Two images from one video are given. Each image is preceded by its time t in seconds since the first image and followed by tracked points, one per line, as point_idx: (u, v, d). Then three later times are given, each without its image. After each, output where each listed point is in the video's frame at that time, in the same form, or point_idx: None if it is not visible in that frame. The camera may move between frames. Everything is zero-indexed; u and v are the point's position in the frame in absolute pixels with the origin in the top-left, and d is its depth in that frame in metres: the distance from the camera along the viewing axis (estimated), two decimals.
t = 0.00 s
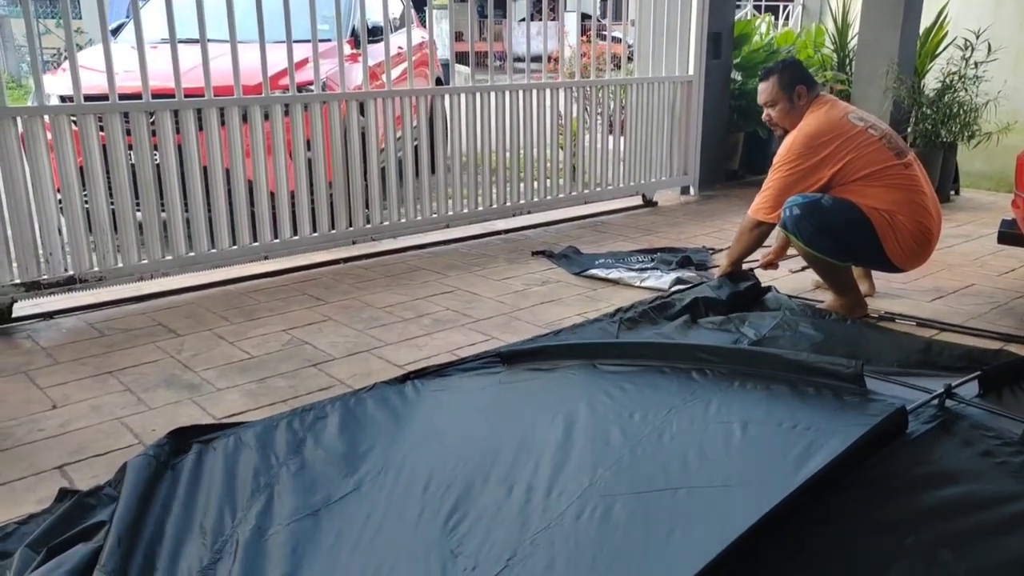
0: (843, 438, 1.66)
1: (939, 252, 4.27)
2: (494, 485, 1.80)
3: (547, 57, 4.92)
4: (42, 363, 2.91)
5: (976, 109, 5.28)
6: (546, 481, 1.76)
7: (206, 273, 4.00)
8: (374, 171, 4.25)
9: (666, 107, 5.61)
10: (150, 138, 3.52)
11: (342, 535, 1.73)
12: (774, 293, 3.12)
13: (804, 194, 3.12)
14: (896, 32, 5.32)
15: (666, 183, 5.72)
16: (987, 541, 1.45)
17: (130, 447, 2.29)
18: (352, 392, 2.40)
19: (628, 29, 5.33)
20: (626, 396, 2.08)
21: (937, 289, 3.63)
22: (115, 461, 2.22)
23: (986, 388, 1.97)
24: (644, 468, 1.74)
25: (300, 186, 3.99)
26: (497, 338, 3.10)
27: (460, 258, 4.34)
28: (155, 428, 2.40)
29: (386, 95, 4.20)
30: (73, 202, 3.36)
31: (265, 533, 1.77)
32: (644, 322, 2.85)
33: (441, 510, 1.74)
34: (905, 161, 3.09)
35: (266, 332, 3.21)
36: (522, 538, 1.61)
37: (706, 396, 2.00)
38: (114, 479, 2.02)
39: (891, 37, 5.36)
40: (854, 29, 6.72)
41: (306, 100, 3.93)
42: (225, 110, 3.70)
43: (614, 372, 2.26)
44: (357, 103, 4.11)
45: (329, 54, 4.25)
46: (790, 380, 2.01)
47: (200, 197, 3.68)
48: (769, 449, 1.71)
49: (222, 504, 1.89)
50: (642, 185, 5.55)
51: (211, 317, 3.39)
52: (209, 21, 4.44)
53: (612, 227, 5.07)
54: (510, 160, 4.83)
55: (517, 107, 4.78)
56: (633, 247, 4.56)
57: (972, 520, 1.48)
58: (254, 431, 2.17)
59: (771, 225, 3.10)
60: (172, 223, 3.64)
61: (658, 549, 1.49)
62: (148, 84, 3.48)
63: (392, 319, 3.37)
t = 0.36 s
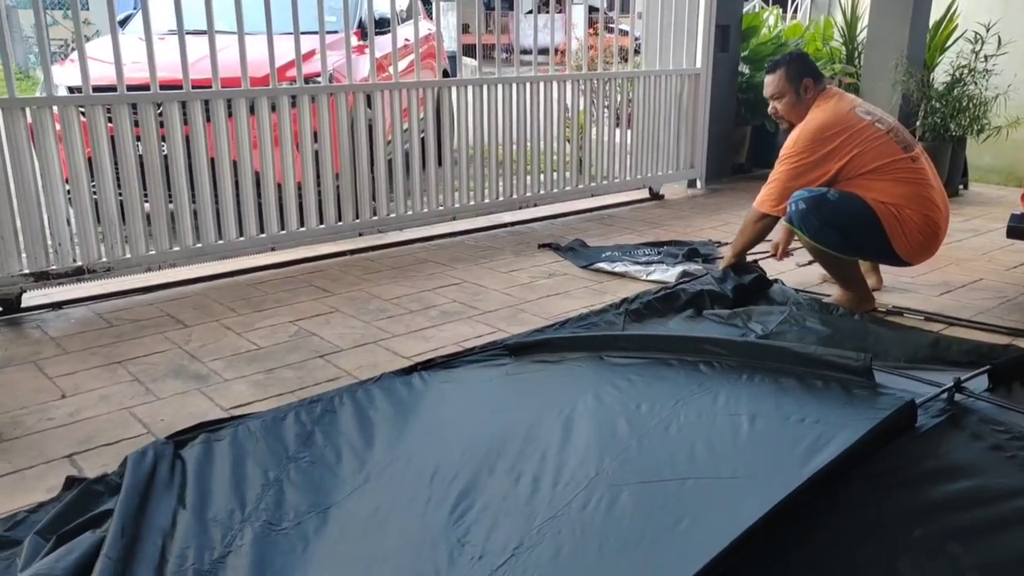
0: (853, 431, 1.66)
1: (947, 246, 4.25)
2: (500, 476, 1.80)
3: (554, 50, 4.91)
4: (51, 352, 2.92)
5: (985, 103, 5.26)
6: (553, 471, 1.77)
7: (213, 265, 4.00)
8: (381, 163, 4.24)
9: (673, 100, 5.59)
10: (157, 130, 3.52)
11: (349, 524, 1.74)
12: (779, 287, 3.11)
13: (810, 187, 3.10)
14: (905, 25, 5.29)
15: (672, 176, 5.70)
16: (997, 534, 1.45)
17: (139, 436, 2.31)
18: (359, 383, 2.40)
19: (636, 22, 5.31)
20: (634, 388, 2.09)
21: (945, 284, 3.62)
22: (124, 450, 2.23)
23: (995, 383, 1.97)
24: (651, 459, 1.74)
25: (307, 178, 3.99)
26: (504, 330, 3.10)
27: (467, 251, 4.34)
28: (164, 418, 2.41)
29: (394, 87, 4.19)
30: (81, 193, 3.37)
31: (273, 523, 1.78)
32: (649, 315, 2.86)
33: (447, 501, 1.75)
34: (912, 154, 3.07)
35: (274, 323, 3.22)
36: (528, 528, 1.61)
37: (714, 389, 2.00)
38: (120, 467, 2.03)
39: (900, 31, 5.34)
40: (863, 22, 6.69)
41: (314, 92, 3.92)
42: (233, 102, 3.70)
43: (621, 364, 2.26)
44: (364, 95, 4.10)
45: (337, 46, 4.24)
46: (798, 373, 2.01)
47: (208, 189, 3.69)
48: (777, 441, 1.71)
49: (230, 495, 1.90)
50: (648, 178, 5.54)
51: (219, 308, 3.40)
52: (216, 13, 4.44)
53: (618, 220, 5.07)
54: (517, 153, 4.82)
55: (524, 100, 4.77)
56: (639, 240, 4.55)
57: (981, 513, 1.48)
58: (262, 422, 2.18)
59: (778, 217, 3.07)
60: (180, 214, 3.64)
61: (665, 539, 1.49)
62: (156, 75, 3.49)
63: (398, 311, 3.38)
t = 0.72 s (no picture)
0: (871, 424, 1.65)
1: (967, 241, 4.22)
2: (516, 466, 1.81)
3: (572, 41, 4.89)
4: (71, 339, 2.95)
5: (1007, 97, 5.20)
6: (569, 461, 1.77)
7: (229, 254, 4.02)
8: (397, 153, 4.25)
9: (691, 93, 5.56)
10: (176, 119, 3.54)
11: (365, 512, 1.75)
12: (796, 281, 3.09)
13: (830, 180, 3.08)
14: (927, 17, 5.25)
15: (689, 169, 5.68)
16: (1016, 529, 1.44)
17: (157, 423, 2.32)
18: (376, 371, 2.41)
19: (653, 14, 5.29)
20: (650, 379, 2.08)
21: (964, 279, 3.58)
22: (143, 436, 2.25)
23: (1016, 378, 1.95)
24: (667, 450, 1.74)
25: (323, 168, 4.00)
26: (519, 322, 3.10)
27: (482, 242, 4.34)
28: (181, 405, 2.43)
29: (411, 77, 4.19)
30: (100, 181, 3.39)
31: (290, 511, 1.79)
32: (667, 304, 2.83)
33: (463, 490, 1.75)
34: (935, 149, 3.04)
35: (290, 313, 3.23)
36: (544, 518, 1.62)
37: (730, 381, 2.00)
38: (138, 452, 2.05)
39: (922, 23, 5.29)
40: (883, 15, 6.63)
41: (331, 82, 3.92)
42: (251, 91, 3.71)
43: (637, 355, 2.26)
44: (381, 86, 4.11)
45: (354, 36, 4.25)
46: (816, 366, 2.00)
47: (225, 178, 3.71)
48: (794, 434, 1.70)
49: (247, 482, 1.91)
50: (664, 171, 5.52)
51: (236, 297, 3.42)
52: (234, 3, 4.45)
53: (635, 213, 5.05)
54: (533, 144, 4.81)
55: (540, 91, 4.76)
56: (655, 233, 4.54)
57: (1001, 508, 1.47)
58: (278, 410, 2.19)
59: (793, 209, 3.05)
60: (197, 203, 3.66)
61: (682, 530, 1.49)
62: (174, 65, 3.50)
63: (414, 301, 3.38)
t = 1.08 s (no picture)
0: (885, 423, 1.65)
1: (985, 240, 4.18)
2: (528, 459, 1.81)
3: (588, 38, 4.88)
4: (89, 332, 2.98)
5: None
6: (581, 455, 1.78)
7: (245, 249, 4.05)
8: (412, 149, 4.26)
9: (707, 89, 5.54)
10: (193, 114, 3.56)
11: (378, 504, 1.76)
12: (811, 279, 3.08)
13: (849, 176, 3.06)
14: (946, 13, 5.22)
15: (704, 166, 5.66)
16: None
17: (174, 415, 2.35)
18: (390, 366, 2.43)
19: (669, 10, 5.28)
20: (663, 376, 2.09)
21: (981, 278, 3.56)
22: (160, 428, 2.28)
23: None
24: (680, 445, 1.74)
25: (339, 164, 4.02)
26: (533, 318, 3.11)
27: (497, 238, 4.34)
28: (198, 398, 2.45)
29: (426, 73, 4.20)
30: (118, 176, 3.43)
31: (304, 503, 1.81)
32: (681, 304, 2.81)
33: (475, 481, 1.76)
34: (956, 148, 3.01)
35: (305, 307, 3.25)
36: (556, 511, 1.62)
37: (744, 378, 2.00)
38: (152, 444, 2.07)
39: (941, 19, 5.26)
40: (902, 12, 6.59)
41: (347, 77, 3.94)
42: (267, 86, 3.74)
43: (651, 352, 2.26)
44: (397, 82, 4.12)
45: (370, 32, 4.26)
46: (830, 363, 2.00)
47: (241, 173, 3.73)
48: (807, 431, 1.71)
49: (262, 476, 1.93)
50: (679, 168, 5.51)
51: (251, 291, 3.45)
52: None
53: (649, 210, 5.04)
54: (548, 140, 4.82)
55: (556, 87, 4.76)
56: (669, 230, 4.53)
57: (1016, 507, 1.47)
58: (293, 403, 2.21)
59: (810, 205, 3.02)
60: (214, 197, 3.69)
61: (694, 525, 1.49)
62: (192, 60, 3.52)
63: (428, 297, 3.40)
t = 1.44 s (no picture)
0: (896, 419, 1.64)
1: (1000, 237, 4.15)
2: (540, 454, 1.82)
3: (601, 34, 4.87)
4: (104, 326, 3.00)
5: None
6: (592, 451, 1.78)
7: (258, 244, 4.07)
8: (425, 145, 4.27)
9: (720, 85, 5.52)
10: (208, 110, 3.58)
11: (390, 499, 1.77)
12: (824, 275, 3.08)
13: (863, 174, 3.05)
14: (962, 9, 5.17)
15: (717, 163, 5.64)
16: None
17: (187, 409, 2.37)
18: (402, 361, 2.44)
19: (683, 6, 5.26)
20: (674, 372, 2.09)
21: (996, 275, 3.54)
22: (174, 421, 2.29)
23: None
24: (691, 441, 1.74)
25: (352, 160, 4.03)
26: (545, 314, 3.11)
27: (509, 234, 4.35)
28: (211, 392, 2.47)
29: (439, 69, 4.20)
30: (134, 171, 3.45)
31: (317, 497, 1.82)
32: (694, 300, 2.81)
33: (486, 476, 1.77)
34: (971, 145, 2.99)
35: (318, 302, 3.27)
36: (567, 505, 1.63)
37: (755, 374, 1.99)
38: (163, 436, 2.08)
39: (957, 14, 5.21)
40: (917, 8, 6.55)
41: (360, 74, 3.95)
42: (281, 83, 3.75)
43: (662, 348, 2.26)
44: (410, 78, 4.13)
45: (383, 29, 4.27)
46: (841, 360, 1.99)
47: (255, 168, 3.75)
48: (818, 427, 1.70)
49: (275, 469, 1.94)
50: (693, 164, 5.49)
51: (265, 286, 3.46)
52: None
53: (662, 206, 5.03)
54: (561, 136, 4.81)
55: (568, 84, 4.75)
56: (682, 226, 4.52)
57: None
58: (308, 398, 2.22)
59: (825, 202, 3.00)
60: (228, 193, 3.71)
61: (704, 520, 1.50)
62: (206, 56, 3.54)
63: (440, 292, 3.40)
